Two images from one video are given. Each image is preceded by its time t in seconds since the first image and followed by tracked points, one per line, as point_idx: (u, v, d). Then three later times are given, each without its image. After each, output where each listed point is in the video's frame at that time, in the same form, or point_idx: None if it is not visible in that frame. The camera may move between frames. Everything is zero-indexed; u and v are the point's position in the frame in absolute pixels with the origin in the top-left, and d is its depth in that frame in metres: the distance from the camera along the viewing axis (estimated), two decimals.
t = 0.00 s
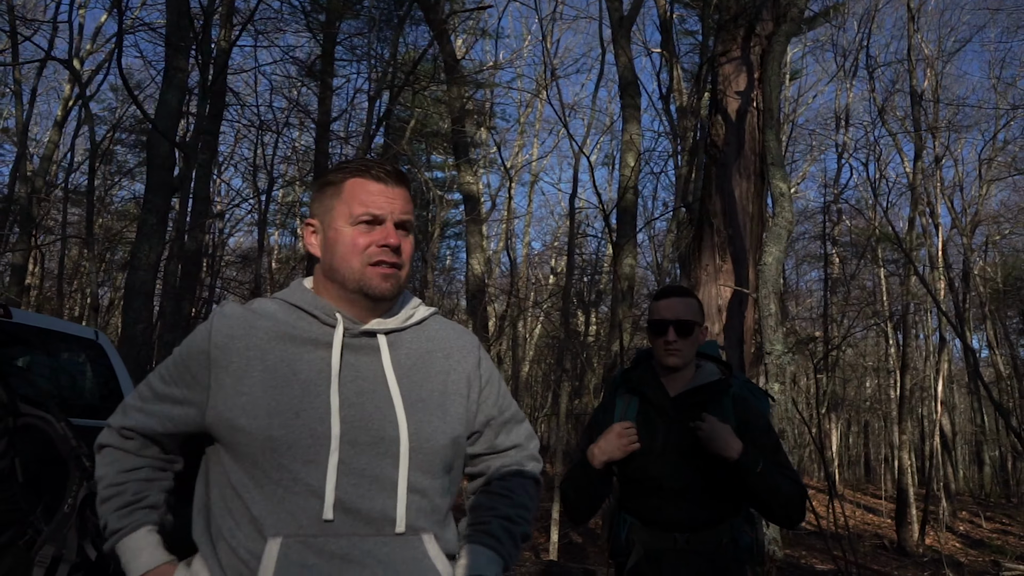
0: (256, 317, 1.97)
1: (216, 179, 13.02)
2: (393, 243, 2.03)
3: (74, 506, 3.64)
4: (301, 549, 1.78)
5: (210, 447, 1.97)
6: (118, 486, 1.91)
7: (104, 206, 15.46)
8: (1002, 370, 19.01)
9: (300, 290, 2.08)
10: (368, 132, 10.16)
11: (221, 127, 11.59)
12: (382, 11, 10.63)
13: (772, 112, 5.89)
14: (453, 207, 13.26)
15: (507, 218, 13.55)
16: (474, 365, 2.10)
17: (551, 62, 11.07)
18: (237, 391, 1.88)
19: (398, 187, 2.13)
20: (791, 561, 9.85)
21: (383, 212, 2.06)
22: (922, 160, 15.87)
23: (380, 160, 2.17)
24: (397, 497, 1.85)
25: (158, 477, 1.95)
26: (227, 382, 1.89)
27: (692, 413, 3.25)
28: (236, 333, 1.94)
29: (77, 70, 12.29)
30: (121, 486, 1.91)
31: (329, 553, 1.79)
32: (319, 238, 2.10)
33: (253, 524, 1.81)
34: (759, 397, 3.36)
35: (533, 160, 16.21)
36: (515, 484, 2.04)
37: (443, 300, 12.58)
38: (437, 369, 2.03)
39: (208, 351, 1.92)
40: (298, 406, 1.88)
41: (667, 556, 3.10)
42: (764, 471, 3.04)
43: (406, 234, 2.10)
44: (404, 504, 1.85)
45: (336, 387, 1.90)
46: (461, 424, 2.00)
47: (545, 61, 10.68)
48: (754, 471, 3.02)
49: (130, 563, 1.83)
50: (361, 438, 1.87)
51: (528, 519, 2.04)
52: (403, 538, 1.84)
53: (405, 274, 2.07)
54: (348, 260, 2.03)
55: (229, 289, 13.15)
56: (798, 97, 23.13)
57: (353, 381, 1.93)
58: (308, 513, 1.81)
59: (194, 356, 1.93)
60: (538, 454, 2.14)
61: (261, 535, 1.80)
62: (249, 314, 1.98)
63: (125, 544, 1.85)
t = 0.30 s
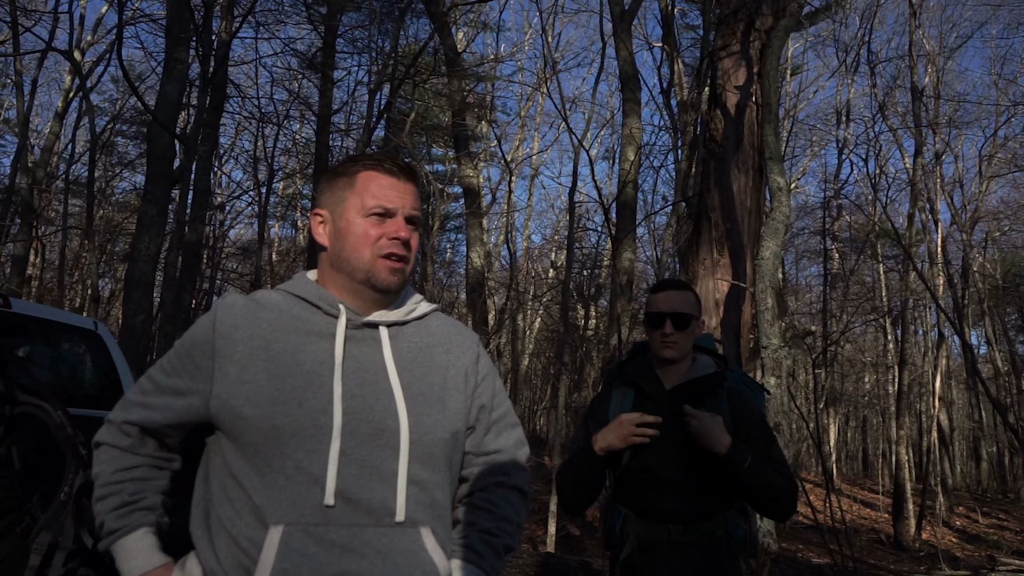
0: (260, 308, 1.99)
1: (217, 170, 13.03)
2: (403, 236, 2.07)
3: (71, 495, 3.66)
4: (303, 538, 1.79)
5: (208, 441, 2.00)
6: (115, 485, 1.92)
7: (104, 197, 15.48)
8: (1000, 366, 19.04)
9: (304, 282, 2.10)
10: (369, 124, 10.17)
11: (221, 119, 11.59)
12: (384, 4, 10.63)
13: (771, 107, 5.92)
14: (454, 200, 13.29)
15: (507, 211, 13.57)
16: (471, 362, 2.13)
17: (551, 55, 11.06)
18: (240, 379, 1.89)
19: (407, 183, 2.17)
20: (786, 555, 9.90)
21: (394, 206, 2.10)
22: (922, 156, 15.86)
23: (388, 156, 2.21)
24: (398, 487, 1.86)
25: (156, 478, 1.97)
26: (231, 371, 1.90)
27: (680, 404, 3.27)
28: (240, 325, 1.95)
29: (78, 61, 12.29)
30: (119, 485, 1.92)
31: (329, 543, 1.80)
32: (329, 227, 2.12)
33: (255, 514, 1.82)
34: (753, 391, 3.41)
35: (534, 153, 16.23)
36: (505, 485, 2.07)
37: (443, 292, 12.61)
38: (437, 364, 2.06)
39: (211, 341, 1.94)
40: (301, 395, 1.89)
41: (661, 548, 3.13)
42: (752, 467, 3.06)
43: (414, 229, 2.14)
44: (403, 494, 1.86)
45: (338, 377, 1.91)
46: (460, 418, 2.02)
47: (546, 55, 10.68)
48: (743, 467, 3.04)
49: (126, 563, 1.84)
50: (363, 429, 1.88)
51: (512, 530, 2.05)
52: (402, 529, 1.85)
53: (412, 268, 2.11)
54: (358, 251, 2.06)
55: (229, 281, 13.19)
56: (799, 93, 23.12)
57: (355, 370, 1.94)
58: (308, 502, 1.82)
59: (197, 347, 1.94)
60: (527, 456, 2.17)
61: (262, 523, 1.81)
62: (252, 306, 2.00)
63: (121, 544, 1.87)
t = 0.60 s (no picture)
0: (270, 299, 1.98)
1: (216, 162, 13.02)
2: (408, 229, 2.09)
3: (64, 485, 3.78)
4: (303, 516, 1.78)
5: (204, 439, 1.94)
6: (141, 488, 1.77)
7: (103, 188, 15.48)
8: (998, 363, 19.07)
9: (309, 275, 2.10)
10: (368, 117, 10.16)
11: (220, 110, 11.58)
12: None
13: (769, 102, 5.92)
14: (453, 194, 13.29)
15: (506, 205, 13.57)
16: (468, 361, 2.15)
17: (551, 49, 11.04)
18: (248, 363, 1.87)
19: (411, 179, 2.19)
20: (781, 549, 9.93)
21: (399, 200, 2.12)
22: (921, 151, 15.86)
23: (392, 154, 2.23)
24: (399, 469, 1.87)
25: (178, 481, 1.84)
26: (239, 356, 1.87)
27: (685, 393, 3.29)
28: (250, 312, 1.93)
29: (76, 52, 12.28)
30: (146, 490, 1.77)
31: (328, 522, 1.79)
32: (334, 222, 2.13)
33: (252, 494, 1.80)
34: (747, 384, 3.44)
35: (533, 147, 16.24)
36: (500, 478, 2.08)
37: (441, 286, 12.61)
38: (439, 358, 2.07)
39: (223, 331, 1.89)
40: (308, 378, 1.88)
41: (653, 540, 3.14)
42: (742, 460, 3.08)
43: (418, 224, 2.16)
44: (405, 476, 1.86)
45: (345, 361, 1.92)
46: (461, 411, 2.04)
47: (546, 49, 10.66)
48: (733, 459, 3.06)
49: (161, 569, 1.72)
50: (366, 414, 1.88)
51: (509, 516, 2.05)
52: (403, 510, 1.85)
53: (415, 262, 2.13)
54: (365, 241, 2.06)
55: (228, 273, 13.20)
56: (798, 89, 23.13)
57: (359, 358, 1.95)
58: (309, 481, 1.81)
59: (210, 335, 1.88)
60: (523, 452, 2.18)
61: (259, 504, 1.79)
62: (261, 297, 1.98)
63: (156, 553, 1.73)
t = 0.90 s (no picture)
0: (274, 301, 1.98)
1: (212, 159, 13.00)
2: (422, 232, 2.10)
3: (58, 481, 3.77)
4: (307, 517, 1.77)
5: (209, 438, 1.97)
6: (153, 500, 1.82)
7: (98, 185, 15.46)
8: (993, 362, 19.11)
9: (314, 276, 2.09)
10: (365, 114, 10.15)
11: (217, 106, 11.56)
12: None
13: (765, 101, 5.95)
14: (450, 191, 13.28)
15: (503, 203, 13.55)
16: (469, 366, 2.14)
17: (548, 46, 11.03)
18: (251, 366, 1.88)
19: (425, 182, 2.19)
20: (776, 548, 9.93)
21: (414, 201, 2.12)
22: (917, 151, 15.88)
23: (404, 155, 2.23)
24: (400, 470, 1.86)
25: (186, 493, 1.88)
26: (242, 360, 1.88)
27: (680, 392, 3.23)
28: (253, 317, 1.93)
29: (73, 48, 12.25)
30: (155, 502, 1.82)
31: (332, 523, 1.78)
32: (348, 220, 2.12)
33: (255, 496, 1.79)
34: (741, 382, 3.46)
35: (530, 145, 16.23)
36: (498, 483, 2.08)
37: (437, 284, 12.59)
38: (441, 360, 2.06)
39: (228, 336, 1.90)
40: (312, 379, 1.88)
41: (651, 538, 3.14)
42: (747, 459, 3.11)
43: (430, 227, 2.16)
44: (406, 478, 1.86)
45: (349, 363, 1.91)
46: (462, 413, 2.03)
47: (543, 46, 10.65)
48: (738, 458, 3.08)
49: None
50: (367, 415, 1.88)
51: (505, 528, 2.04)
52: (405, 510, 1.84)
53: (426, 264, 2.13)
54: (379, 241, 2.06)
55: (224, 270, 13.18)
56: (795, 88, 23.15)
57: (363, 360, 1.94)
58: (312, 481, 1.80)
59: (215, 341, 1.89)
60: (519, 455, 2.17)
61: (264, 505, 1.78)
62: (264, 300, 1.98)
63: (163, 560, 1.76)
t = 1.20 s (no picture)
0: (275, 302, 1.99)
1: (209, 158, 13.00)
2: (428, 237, 2.10)
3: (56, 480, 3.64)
4: (307, 519, 1.78)
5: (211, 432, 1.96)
6: (143, 474, 1.81)
7: (95, 184, 15.45)
8: (989, 362, 19.13)
9: (317, 278, 2.09)
10: (363, 113, 10.14)
11: (214, 106, 11.55)
12: None
13: (761, 101, 5.97)
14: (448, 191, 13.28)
15: (500, 202, 13.55)
16: (470, 369, 2.13)
17: (546, 46, 11.02)
18: (252, 368, 1.88)
19: (429, 185, 2.19)
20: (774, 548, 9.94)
21: (420, 205, 2.12)
22: (914, 150, 15.86)
23: (407, 156, 2.22)
24: (399, 474, 1.86)
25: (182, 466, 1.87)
26: (243, 361, 1.88)
27: (672, 396, 3.24)
28: (253, 318, 1.93)
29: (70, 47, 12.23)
30: (146, 475, 1.81)
31: (331, 527, 1.79)
32: (352, 223, 2.12)
33: (255, 498, 1.80)
34: (737, 381, 3.47)
35: (527, 144, 16.21)
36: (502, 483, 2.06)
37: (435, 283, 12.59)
38: (441, 365, 2.06)
39: (229, 335, 1.91)
40: (313, 382, 1.89)
41: (645, 538, 3.16)
42: (740, 463, 3.12)
43: (435, 231, 2.17)
44: (404, 483, 1.86)
45: (350, 368, 1.92)
46: (462, 417, 2.03)
47: (541, 46, 10.64)
48: (731, 465, 3.10)
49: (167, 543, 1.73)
50: (367, 419, 1.88)
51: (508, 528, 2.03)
52: (404, 514, 1.85)
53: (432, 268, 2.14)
54: (386, 247, 2.07)
55: (221, 269, 13.18)
56: (792, 87, 23.16)
57: (362, 365, 1.94)
58: (311, 484, 1.81)
59: (215, 339, 1.90)
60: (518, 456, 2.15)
61: (263, 508, 1.79)
62: (264, 301, 1.99)
63: (155, 529, 1.75)
